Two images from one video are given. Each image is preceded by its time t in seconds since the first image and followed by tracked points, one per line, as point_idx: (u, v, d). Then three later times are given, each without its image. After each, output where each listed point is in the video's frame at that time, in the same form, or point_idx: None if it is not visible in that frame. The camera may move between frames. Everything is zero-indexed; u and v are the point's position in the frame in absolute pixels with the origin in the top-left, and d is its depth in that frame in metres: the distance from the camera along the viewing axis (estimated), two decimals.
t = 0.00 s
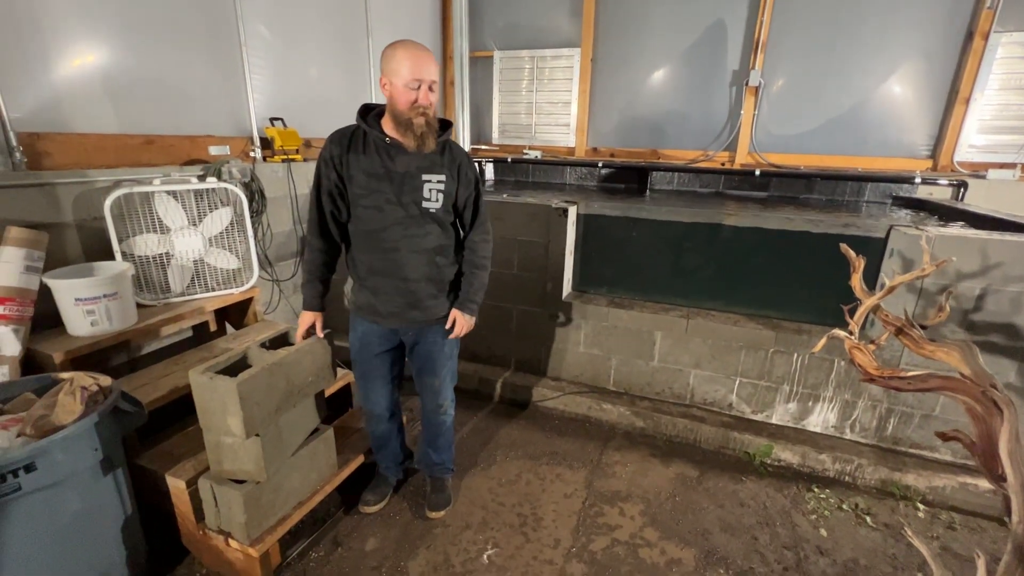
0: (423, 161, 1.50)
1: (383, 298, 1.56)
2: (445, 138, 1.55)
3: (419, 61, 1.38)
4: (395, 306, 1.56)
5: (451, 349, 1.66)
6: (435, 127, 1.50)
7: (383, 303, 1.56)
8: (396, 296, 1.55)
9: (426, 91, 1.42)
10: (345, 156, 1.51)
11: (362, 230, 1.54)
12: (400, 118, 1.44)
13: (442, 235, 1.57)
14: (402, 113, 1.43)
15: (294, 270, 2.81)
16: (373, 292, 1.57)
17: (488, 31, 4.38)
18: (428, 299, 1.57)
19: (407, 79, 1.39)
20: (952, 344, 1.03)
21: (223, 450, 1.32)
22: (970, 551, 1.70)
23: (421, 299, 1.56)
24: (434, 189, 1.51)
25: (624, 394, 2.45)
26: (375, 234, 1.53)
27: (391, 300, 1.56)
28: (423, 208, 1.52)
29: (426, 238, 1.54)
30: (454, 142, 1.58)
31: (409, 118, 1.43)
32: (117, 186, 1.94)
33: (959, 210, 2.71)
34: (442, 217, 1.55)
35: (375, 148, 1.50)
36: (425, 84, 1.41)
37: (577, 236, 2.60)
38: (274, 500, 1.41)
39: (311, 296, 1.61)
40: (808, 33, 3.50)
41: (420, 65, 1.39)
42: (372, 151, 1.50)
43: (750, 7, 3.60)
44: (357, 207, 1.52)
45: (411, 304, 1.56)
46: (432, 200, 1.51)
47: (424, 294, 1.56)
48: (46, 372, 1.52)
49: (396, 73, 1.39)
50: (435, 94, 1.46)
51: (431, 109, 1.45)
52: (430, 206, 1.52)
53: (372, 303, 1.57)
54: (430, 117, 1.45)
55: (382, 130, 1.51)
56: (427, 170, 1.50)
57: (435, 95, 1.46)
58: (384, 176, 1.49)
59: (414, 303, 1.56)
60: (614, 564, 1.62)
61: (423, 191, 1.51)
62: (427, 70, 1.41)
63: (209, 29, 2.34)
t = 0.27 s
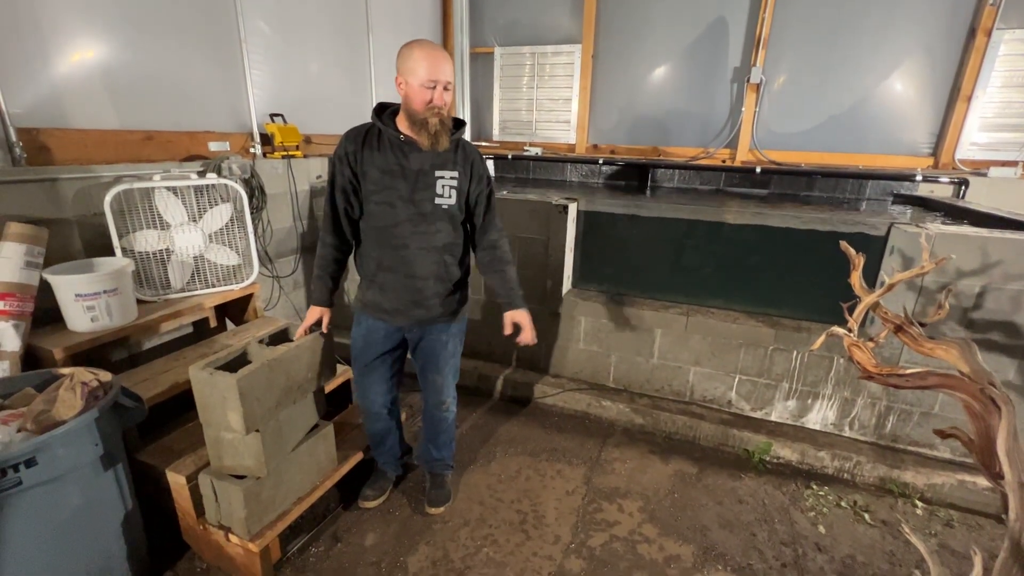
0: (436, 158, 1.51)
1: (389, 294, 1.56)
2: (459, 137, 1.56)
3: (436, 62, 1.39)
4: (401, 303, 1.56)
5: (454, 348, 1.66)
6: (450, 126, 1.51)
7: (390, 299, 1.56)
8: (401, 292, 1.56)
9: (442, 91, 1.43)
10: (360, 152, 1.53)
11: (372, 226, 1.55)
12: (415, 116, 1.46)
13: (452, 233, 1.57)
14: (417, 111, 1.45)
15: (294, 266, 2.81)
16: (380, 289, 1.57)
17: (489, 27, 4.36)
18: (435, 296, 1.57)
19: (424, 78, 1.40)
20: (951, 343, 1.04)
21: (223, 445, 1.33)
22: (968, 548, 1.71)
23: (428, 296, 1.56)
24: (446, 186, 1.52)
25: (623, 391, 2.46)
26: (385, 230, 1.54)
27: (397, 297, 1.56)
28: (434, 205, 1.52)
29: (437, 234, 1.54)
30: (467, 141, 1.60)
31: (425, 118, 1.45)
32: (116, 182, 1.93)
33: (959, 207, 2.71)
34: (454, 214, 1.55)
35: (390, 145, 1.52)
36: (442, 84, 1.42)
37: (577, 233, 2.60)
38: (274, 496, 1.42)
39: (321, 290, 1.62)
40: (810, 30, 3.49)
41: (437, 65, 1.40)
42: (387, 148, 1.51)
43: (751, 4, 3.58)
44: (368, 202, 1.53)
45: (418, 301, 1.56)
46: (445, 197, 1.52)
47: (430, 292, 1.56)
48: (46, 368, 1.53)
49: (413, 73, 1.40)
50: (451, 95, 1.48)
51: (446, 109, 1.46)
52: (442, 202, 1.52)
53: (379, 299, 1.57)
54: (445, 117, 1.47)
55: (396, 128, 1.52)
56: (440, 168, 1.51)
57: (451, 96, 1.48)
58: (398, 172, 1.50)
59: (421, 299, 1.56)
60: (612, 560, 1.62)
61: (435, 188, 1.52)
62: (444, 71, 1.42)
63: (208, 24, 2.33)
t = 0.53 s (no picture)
0: (438, 154, 1.51)
1: (387, 289, 1.56)
2: (463, 134, 1.55)
3: (440, 57, 1.41)
4: (399, 299, 1.56)
5: (451, 347, 1.65)
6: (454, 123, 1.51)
7: (387, 295, 1.56)
8: (398, 287, 1.55)
9: (445, 86, 1.44)
10: (362, 148, 1.55)
11: (373, 221, 1.56)
12: (419, 111, 1.47)
13: (451, 229, 1.55)
14: (421, 106, 1.46)
15: (291, 263, 2.80)
16: (378, 284, 1.57)
17: (487, 23, 4.35)
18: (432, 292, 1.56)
19: (428, 74, 1.42)
20: (946, 339, 1.04)
21: (220, 442, 1.33)
22: (963, 544, 1.72)
23: (426, 292, 1.55)
24: (448, 181, 1.51)
25: (620, 388, 2.46)
26: (385, 226, 1.54)
27: (395, 292, 1.56)
28: (434, 201, 1.52)
29: (436, 229, 1.53)
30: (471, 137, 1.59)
31: (428, 113, 1.45)
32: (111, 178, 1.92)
33: (955, 205, 2.71)
34: (454, 211, 1.54)
35: (393, 141, 1.53)
36: (445, 80, 1.43)
37: (575, 231, 2.60)
38: (270, 493, 1.42)
39: (320, 284, 1.61)
40: (808, 27, 3.49)
41: (441, 61, 1.42)
42: (390, 144, 1.53)
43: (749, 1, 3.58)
44: (369, 197, 1.55)
45: (415, 298, 1.55)
46: (446, 192, 1.51)
47: (428, 289, 1.56)
48: (41, 366, 1.52)
49: (418, 68, 1.42)
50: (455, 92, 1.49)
51: (449, 106, 1.47)
52: (443, 198, 1.51)
53: (377, 295, 1.58)
54: (448, 113, 1.47)
55: (400, 125, 1.53)
56: (442, 164, 1.51)
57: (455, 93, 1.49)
58: (399, 168, 1.51)
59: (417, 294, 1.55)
60: (609, 557, 1.63)
61: (436, 184, 1.51)
62: (448, 67, 1.44)
63: (204, 20, 2.32)
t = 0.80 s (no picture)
0: (435, 152, 1.50)
1: (383, 287, 1.56)
2: (462, 132, 1.54)
3: (438, 55, 1.41)
4: (395, 297, 1.55)
5: (449, 345, 1.65)
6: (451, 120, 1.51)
7: (384, 292, 1.56)
8: (396, 285, 1.55)
9: (442, 84, 1.44)
10: (360, 146, 1.54)
11: (370, 218, 1.56)
12: (415, 108, 1.46)
13: (449, 227, 1.55)
14: (417, 104, 1.46)
15: (287, 262, 2.79)
16: (375, 282, 1.57)
17: (483, 20, 4.33)
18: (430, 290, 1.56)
19: (426, 71, 1.42)
20: (938, 336, 1.05)
21: (214, 441, 1.32)
22: (956, 539, 1.73)
23: (423, 290, 1.55)
24: (445, 179, 1.51)
25: (617, 386, 2.46)
26: (382, 223, 1.54)
27: (391, 290, 1.55)
28: (432, 198, 1.51)
29: (434, 227, 1.53)
30: (470, 134, 1.58)
31: (424, 111, 1.45)
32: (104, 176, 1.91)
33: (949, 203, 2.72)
34: (452, 209, 1.53)
35: (391, 138, 1.52)
36: (442, 77, 1.43)
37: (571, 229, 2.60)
38: (266, 492, 1.41)
39: (315, 282, 1.61)
40: (803, 25, 3.49)
41: (439, 59, 1.42)
42: (388, 142, 1.52)
43: None
44: (367, 195, 1.54)
45: (412, 296, 1.55)
46: (443, 190, 1.51)
47: (425, 287, 1.55)
48: (34, 365, 1.51)
49: (416, 65, 1.42)
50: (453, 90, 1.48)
51: (446, 104, 1.47)
52: (440, 195, 1.51)
53: (373, 293, 1.57)
54: (445, 110, 1.47)
55: (398, 122, 1.53)
56: (439, 161, 1.50)
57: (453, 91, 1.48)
58: (396, 165, 1.51)
59: (415, 292, 1.55)
60: (605, 554, 1.63)
61: (433, 181, 1.50)
62: (446, 65, 1.44)
63: (198, 16, 2.30)
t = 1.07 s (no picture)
0: (432, 152, 1.50)
1: (380, 286, 1.56)
2: (458, 132, 1.54)
3: (433, 54, 1.41)
4: (392, 297, 1.55)
5: (445, 345, 1.64)
6: (445, 121, 1.50)
7: (380, 292, 1.56)
8: (392, 285, 1.55)
9: (435, 83, 1.44)
10: (357, 146, 1.54)
11: (366, 218, 1.55)
12: (407, 106, 1.46)
13: (445, 227, 1.54)
14: (410, 102, 1.46)
15: (282, 261, 2.78)
16: (371, 281, 1.57)
17: (478, 19, 4.33)
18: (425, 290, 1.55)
19: (419, 69, 1.42)
20: (931, 334, 1.06)
21: (209, 442, 1.32)
22: (949, 535, 1.75)
23: (419, 290, 1.55)
24: (441, 178, 1.50)
25: (612, 384, 2.47)
26: (378, 223, 1.54)
27: (387, 289, 1.55)
28: (428, 198, 1.51)
29: (430, 227, 1.52)
30: (467, 134, 1.58)
31: (415, 108, 1.45)
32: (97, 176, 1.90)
33: (943, 202, 2.73)
34: (449, 208, 1.53)
35: (387, 138, 1.52)
36: (436, 77, 1.43)
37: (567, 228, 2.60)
38: (261, 493, 1.41)
39: (310, 281, 1.61)
40: (797, 24, 3.51)
41: (434, 58, 1.42)
42: (384, 142, 1.52)
43: None
44: (363, 194, 1.54)
45: (408, 295, 1.55)
46: (439, 190, 1.50)
47: (422, 286, 1.55)
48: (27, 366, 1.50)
49: (410, 62, 1.42)
50: (447, 90, 1.48)
51: (439, 103, 1.46)
52: (436, 195, 1.51)
53: (370, 292, 1.57)
54: (436, 110, 1.46)
55: (394, 122, 1.53)
56: (435, 161, 1.50)
57: (447, 92, 1.48)
58: (392, 165, 1.50)
59: (410, 293, 1.55)
60: (601, 552, 1.64)
61: (430, 181, 1.50)
62: (441, 65, 1.44)
63: (191, 15, 2.29)
